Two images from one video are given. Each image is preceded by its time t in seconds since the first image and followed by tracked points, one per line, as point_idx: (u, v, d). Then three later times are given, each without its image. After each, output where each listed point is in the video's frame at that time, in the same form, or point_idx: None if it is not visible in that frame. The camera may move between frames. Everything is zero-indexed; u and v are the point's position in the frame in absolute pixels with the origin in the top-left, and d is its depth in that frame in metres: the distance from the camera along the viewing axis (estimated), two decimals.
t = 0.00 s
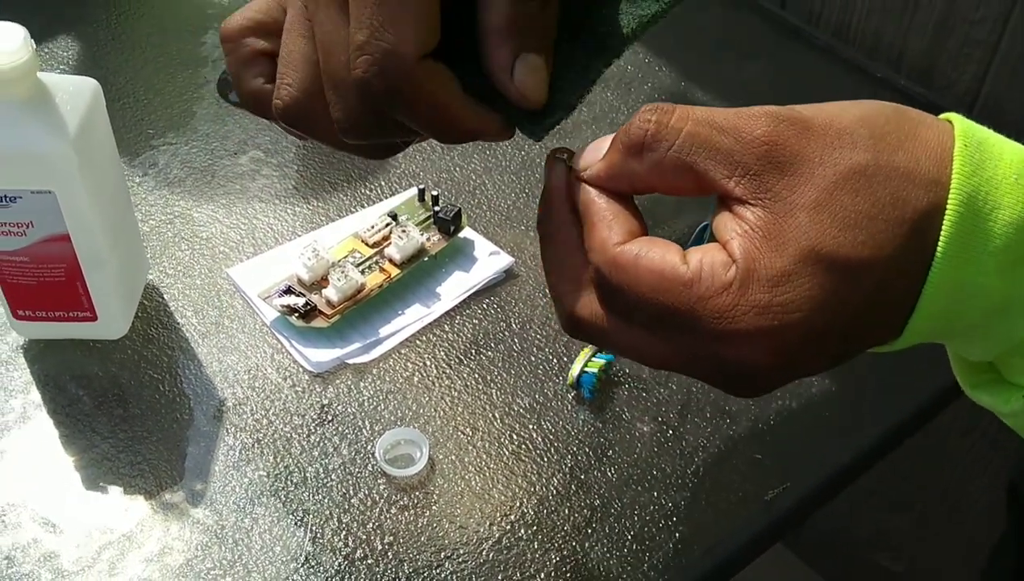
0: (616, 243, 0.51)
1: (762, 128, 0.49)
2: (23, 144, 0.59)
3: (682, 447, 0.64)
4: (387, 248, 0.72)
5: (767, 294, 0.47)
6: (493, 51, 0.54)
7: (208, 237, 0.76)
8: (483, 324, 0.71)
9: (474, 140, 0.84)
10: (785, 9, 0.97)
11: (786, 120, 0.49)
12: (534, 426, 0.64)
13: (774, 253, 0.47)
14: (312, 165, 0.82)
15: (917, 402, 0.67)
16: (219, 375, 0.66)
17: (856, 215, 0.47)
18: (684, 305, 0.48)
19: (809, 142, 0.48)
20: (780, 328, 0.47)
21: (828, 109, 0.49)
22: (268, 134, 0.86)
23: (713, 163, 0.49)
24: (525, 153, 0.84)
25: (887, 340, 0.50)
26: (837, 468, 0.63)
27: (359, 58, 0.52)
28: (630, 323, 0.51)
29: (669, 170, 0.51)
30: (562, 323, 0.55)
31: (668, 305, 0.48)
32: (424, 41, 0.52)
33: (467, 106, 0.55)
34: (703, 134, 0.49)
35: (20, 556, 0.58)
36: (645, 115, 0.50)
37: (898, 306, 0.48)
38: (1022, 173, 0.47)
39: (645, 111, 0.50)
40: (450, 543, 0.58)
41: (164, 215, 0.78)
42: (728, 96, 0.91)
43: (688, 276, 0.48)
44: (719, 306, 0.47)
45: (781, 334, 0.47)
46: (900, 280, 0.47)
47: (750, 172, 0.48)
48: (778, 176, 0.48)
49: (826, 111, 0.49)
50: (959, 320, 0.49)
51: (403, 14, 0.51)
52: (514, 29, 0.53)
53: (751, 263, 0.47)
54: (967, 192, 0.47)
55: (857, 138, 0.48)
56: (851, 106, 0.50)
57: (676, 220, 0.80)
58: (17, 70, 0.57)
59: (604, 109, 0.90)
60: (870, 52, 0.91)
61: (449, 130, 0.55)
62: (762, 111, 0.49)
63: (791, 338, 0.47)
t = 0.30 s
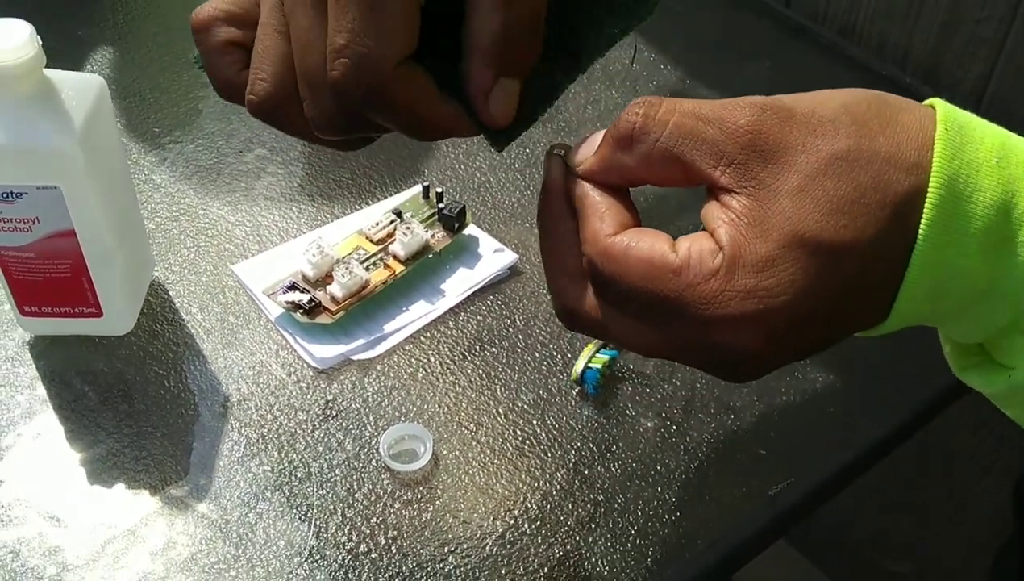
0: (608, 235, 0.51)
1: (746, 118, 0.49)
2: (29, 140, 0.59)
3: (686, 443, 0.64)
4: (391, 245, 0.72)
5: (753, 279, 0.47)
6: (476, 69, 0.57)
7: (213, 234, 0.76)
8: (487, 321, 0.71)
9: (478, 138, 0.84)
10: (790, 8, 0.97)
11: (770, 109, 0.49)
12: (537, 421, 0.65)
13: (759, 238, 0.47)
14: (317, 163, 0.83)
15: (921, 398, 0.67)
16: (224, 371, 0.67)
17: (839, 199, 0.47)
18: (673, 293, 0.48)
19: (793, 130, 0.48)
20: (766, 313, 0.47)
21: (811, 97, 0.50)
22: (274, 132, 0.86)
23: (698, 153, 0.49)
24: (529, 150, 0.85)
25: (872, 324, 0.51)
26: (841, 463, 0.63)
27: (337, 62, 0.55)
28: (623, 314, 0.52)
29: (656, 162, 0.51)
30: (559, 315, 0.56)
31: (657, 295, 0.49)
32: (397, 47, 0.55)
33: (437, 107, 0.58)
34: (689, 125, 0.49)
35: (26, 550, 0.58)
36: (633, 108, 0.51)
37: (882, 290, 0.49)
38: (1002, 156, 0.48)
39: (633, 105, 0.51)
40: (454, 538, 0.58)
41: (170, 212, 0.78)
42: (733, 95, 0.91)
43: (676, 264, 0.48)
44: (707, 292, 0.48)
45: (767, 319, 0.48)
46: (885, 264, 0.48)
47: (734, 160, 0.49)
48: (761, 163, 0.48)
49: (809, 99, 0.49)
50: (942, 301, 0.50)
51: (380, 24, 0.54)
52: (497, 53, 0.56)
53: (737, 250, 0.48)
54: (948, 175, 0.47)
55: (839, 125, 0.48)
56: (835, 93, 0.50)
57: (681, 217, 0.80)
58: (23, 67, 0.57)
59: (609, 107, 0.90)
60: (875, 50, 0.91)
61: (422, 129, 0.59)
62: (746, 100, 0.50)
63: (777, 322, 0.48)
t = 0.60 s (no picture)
0: (597, 242, 0.51)
1: (734, 122, 0.49)
2: (24, 140, 0.59)
3: (682, 442, 0.64)
4: (388, 244, 0.72)
5: (742, 286, 0.47)
6: (472, 71, 0.55)
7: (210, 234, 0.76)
8: (484, 320, 0.71)
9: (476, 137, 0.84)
10: (789, 7, 0.97)
11: (759, 113, 0.49)
12: (534, 421, 0.65)
13: (748, 245, 0.47)
14: (315, 162, 0.83)
15: (920, 396, 0.67)
16: (221, 371, 0.67)
17: (827, 204, 0.47)
18: (662, 301, 0.48)
19: (781, 134, 0.48)
20: (754, 319, 0.47)
21: (800, 101, 0.50)
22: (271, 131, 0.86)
23: (687, 158, 0.49)
24: (527, 149, 0.84)
25: (862, 328, 0.50)
26: (839, 462, 0.62)
27: (330, 56, 0.54)
28: (612, 321, 0.52)
29: (645, 167, 0.51)
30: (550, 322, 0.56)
31: (647, 303, 0.49)
32: (392, 43, 0.54)
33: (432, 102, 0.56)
34: (677, 130, 0.49)
35: (22, 550, 0.58)
36: (621, 113, 0.51)
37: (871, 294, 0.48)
38: (991, 157, 0.47)
39: (621, 110, 0.51)
40: (451, 537, 0.58)
41: (167, 212, 0.78)
42: (732, 93, 0.91)
43: (666, 271, 0.48)
44: (697, 300, 0.48)
45: (757, 325, 0.47)
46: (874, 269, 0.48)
47: (722, 165, 0.49)
48: (750, 168, 0.48)
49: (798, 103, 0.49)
50: (932, 304, 0.49)
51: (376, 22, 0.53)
52: (491, 55, 0.55)
53: (726, 257, 0.47)
54: (937, 177, 0.47)
55: (828, 129, 0.48)
56: (824, 96, 0.50)
57: (679, 216, 0.80)
58: (18, 67, 0.57)
59: (607, 106, 0.90)
60: (875, 48, 0.91)
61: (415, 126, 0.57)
62: (735, 105, 0.49)
63: (767, 328, 0.48)
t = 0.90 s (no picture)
0: (598, 240, 0.52)
1: (736, 122, 0.49)
2: (21, 140, 0.59)
3: (682, 442, 0.64)
4: (387, 243, 0.72)
5: (742, 285, 0.48)
6: (532, 85, 0.55)
7: (208, 233, 0.76)
8: (483, 320, 0.71)
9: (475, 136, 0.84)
10: (789, 4, 0.97)
11: (760, 113, 0.49)
12: (534, 420, 0.64)
13: (747, 245, 0.48)
14: (314, 161, 0.82)
15: (920, 396, 0.66)
16: (219, 370, 0.67)
17: (826, 205, 0.47)
18: (662, 299, 0.49)
19: (782, 135, 0.49)
20: (754, 319, 0.48)
21: (801, 102, 0.50)
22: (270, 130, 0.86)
23: (689, 158, 0.50)
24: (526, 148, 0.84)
25: (865, 327, 0.52)
26: (839, 462, 0.62)
27: (390, 78, 0.51)
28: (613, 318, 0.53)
29: (647, 167, 0.51)
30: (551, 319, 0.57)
31: (647, 300, 0.50)
32: (454, 63, 0.52)
33: (495, 122, 0.54)
34: (679, 129, 0.50)
35: (19, 552, 0.58)
36: (623, 113, 0.51)
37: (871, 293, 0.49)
38: (991, 161, 0.48)
39: (623, 109, 0.51)
40: (450, 538, 0.58)
41: (166, 211, 0.78)
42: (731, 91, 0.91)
43: (665, 270, 0.49)
44: (696, 298, 0.48)
45: (757, 326, 0.48)
46: (872, 268, 0.48)
47: (723, 166, 0.49)
48: (750, 168, 0.49)
49: (799, 103, 0.50)
50: (931, 302, 0.51)
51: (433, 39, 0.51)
52: (555, 71, 0.54)
53: (726, 257, 0.48)
54: (938, 181, 0.48)
55: (829, 130, 0.49)
56: (825, 98, 0.51)
57: (678, 215, 0.79)
58: (13, 66, 0.57)
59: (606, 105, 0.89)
60: (874, 47, 0.90)
61: (480, 148, 0.55)
62: (736, 105, 0.50)
63: (767, 328, 0.48)
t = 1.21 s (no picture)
0: (616, 380, 0.50)
1: (734, 252, 0.49)
2: (15, 136, 0.59)
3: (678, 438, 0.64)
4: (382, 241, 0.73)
5: (763, 420, 0.47)
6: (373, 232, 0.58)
7: (204, 229, 0.76)
8: (480, 316, 0.70)
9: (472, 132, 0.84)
10: None
11: (755, 242, 0.49)
12: (530, 417, 0.64)
13: (763, 378, 0.48)
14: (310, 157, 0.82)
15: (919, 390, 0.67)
16: (215, 367, 0.66)
17: (836, 330, 0.48)
18: (686, 437, 0.48)
19: (780, 263, 0.49)
20: (779, 448, 0.48)
21: (791, 225, 0.50)
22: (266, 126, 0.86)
23: (693, 291, 0.49)
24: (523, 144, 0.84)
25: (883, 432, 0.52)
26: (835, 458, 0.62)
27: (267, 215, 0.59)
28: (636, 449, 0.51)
29: (651, 300, 0.51)
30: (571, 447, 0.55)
31: (672, 439, 0.49)
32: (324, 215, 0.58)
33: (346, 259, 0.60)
34: (680, 263, 0.49)
35: (14, 548, 0.57)
36: (619, 249, 0.50)
37: (883, 403, 0.49)
38: (986, 263, 0.49)
39: (621, 245, 0.50)
40: (446, 534, 0.58)
41: (161, 208, 0.78)
42: (728, 86, 0.91)
43: (686, 409, 0.48)
44: (720, 437, 0.48)
45: (780, 456, 0.48)
46: (882, 384, 0.49)
47: (727, 298, 0.49)
48: (755, 298, 0.49)
49: (792, 228, 0.50)
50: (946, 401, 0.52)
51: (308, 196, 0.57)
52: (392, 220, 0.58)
53: (743, 394, 0.48)
54: (937, 292, 0.49)
55: (825, 252, 0.49)
56: (815, 215, 0.51)
57: (675, 211, 0.79)
58: (7, 62, 0.56)
59: (604, 99, 0.89)
60: (873, 42, 0.92)
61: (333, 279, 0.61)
62: (730, 233, 0.50)
63: (790, 457, 0.48)
